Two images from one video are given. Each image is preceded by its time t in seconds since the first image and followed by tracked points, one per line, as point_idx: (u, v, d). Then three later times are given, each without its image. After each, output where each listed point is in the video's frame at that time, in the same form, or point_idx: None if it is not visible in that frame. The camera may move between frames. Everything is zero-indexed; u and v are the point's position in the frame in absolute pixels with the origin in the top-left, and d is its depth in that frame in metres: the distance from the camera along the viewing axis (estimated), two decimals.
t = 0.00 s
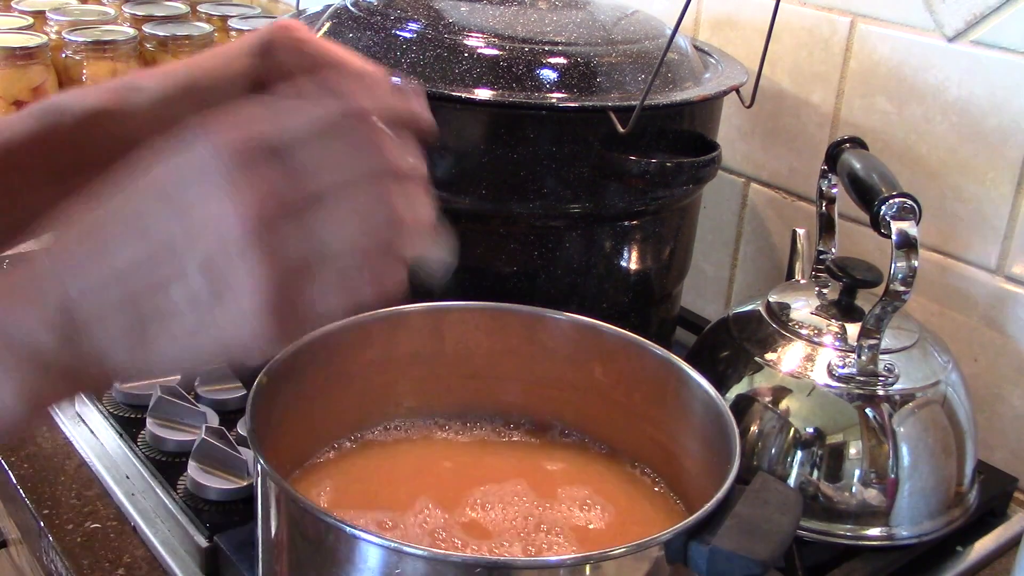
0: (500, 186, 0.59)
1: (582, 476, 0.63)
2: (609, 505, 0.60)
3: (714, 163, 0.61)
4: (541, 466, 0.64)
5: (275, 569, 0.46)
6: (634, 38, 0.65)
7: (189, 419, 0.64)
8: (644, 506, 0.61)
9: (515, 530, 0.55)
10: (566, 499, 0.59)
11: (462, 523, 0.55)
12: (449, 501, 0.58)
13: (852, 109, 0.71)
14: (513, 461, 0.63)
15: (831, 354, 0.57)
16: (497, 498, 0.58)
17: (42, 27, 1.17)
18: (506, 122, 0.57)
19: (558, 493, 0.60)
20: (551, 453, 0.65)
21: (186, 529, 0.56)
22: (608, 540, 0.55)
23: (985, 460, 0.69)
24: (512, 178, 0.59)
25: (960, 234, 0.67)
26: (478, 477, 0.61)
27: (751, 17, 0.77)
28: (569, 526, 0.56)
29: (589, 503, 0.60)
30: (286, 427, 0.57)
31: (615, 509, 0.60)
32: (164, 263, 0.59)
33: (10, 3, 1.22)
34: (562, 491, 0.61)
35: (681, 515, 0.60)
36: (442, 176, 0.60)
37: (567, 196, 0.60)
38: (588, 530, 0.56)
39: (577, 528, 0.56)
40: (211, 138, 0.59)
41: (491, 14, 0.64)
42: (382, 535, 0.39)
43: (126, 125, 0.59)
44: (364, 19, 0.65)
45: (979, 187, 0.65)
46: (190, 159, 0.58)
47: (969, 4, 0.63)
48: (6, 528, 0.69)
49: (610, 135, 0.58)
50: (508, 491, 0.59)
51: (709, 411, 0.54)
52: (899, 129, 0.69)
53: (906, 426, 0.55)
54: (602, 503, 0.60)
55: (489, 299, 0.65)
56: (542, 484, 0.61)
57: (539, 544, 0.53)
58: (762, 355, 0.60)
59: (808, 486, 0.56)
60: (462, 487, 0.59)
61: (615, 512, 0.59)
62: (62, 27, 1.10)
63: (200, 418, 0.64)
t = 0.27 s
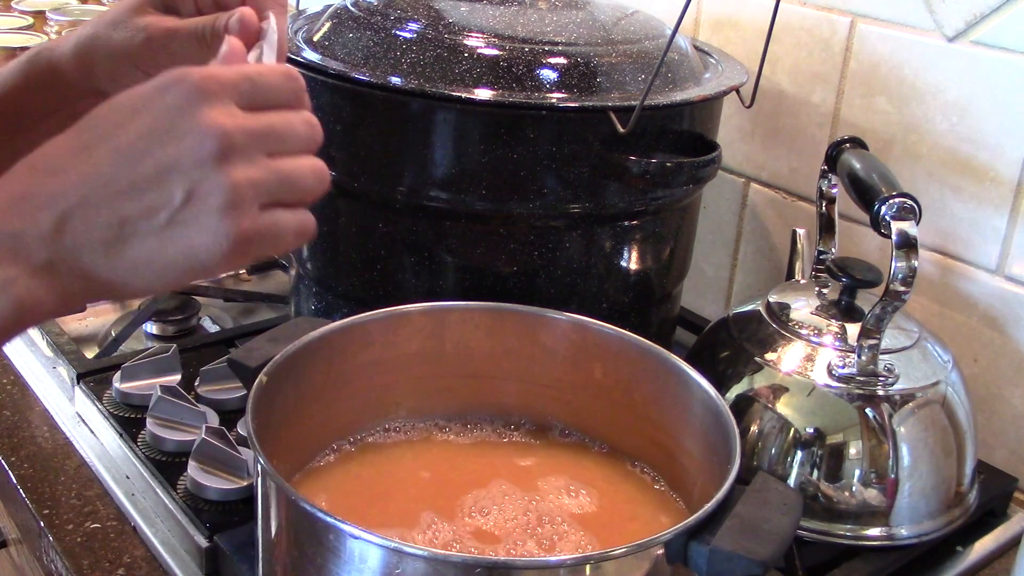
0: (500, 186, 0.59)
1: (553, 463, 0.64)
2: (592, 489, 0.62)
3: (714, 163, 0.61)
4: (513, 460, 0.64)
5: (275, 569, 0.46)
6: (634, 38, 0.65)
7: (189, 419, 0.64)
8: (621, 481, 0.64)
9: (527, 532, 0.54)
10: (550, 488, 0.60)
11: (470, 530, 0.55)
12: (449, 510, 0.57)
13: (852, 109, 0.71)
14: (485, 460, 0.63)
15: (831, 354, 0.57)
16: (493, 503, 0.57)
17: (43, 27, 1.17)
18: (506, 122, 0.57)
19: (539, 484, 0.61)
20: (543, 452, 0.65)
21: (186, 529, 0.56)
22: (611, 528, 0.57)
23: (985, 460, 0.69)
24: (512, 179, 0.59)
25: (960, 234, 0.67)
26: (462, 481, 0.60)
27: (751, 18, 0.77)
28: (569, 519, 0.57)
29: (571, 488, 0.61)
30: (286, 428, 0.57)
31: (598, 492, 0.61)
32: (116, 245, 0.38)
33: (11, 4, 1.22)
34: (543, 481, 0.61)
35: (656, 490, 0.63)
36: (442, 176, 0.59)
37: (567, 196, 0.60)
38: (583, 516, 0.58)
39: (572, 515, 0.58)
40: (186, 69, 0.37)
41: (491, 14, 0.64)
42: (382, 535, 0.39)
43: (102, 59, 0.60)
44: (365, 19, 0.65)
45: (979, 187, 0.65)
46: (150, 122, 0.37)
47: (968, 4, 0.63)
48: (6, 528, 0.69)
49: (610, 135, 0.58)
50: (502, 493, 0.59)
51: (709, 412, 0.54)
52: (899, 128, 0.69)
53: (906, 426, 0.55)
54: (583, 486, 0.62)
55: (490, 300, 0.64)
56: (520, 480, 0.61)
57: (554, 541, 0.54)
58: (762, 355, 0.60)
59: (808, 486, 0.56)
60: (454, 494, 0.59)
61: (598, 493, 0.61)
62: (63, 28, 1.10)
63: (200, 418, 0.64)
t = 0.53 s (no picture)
0: (500, 186, 0.59)
1: (510, 457, 0.64)
2: (564, 478, 0.62)
3: (714, 163, 0.61)
4: (473, 459, 0.63)
5: (275, 569, 0.46)
6: (634, 38, 0.65)
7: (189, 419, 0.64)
8: (587, 466, 0.65)
9: (523, 530, 0.55)
10: (522, 482, 0.61)
11: (466, 535, 0.54)
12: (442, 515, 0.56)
13: (852, 110, 0.71)
14: (446, 462, 0.62)
15: (831, 354, 0.57)
16: (476, 507, 0.57)
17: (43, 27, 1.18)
18: (507, 122, 0.57)
19: (508, 479, 0.61)
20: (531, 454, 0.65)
21: (186, 529, 0.56)
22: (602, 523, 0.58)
23: (985, 460, 0.69)
24: (512, 178, 0.59)
25: (960, 234, 0.67)
26: (441, 486, 0.59)
27: (751, 18, 0.77)
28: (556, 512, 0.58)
29: (540, 478, 0.62)
30: (286, 428, 0.57)
31: (569, 480, 0.62)
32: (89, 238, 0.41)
33: (11, 4, 1.23)
34: (512, 474, 0.62)
35: (623, 476, 0.64)
36: (442, 176, 0.59)
37: (567, 196, 0.60)
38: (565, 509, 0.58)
39: (552, 504, 0.59)
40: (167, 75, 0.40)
41: (491, 14, 0.64)
42: (382, 535, 0.39)
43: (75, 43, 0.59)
44: (365, 19, 0.65)
45: (979, 187, 0.65)
46: (138, 120, 0.39)
47: (968, 4, 0.63)
48: (6, 528, 0.69)
49: (610, 135, 0.58)
50: (485, 494, 0.58)
51: (709, 412, 0.54)
52: (899, 128, 0.69)
53: (906, 426, 0.55)
54: (553, 475, 0.63)
55: (490, 299, 0.64)
56: (490, 479, 0.61)
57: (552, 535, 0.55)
58: (762, 355, 0.60)
59: (808, 486, 0.56)
60: (439, 500, 0.58)
61: (568, 480, 0.62)
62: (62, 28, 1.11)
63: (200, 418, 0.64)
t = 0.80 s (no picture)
0: (500, 186, 0.59)
1: (474, 457, 0.63)
2: (536, 470, 0.63)
3: (714, 163, 0.61)
4: (440, 464, 0.62)
5: (275, 569, 0.46)
6: (634, 38, 0.65)
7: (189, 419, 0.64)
8: (558, 457, 0.65)
9: (522, 529, 0.55)
10: (498, 482, 0.60)
11: (469, 540, 0.53)
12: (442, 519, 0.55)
13: (852, 110, 0.71)
14: (414, 468, 0.61)
15: (831, 354, 0.57)
16: (469, 512, 0.56)
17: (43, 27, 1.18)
18: (507, 122, 0.57)
19: (482, 479, 0.60)
20: (528, 454, 0.65)
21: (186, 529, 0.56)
22: (606, 516, 0.58)
23: (985, 461, 0.69)
24: (512, 178, 0.59)
25: (960, 235, 0.67)
26: (428, 491, 0.59)
27: (751, 18, 0.77)
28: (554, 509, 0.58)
29: (512, 473, 0.62)
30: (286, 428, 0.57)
31: (542, 473, 0.63)
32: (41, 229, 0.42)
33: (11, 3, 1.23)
34: (486, 473, 0.61)
35: (594, 465, 0.65)
36: (442, 176, 0.59)
37: (567, 196, 0.60)
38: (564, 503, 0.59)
39: (537, 496, 0.59)
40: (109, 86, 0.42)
41: (491, 14, 0.64)
42: (382, 535, 0.39)
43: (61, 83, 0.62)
44: (365, 19, 0.65)
45: (979, 187, 0.65)
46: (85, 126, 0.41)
47: (969, 4, 0.63)
48: (6, 528, 0.69)
49: (610, 135, 0.58)
50: (474, 498, 0.58)
51: (709, 412, 0.54)
52: (899, 129, 0.69)
53: (906, 426, 0.55)
54: (524, 468, 0.63)
55: (490, 299, 0.64)
56: (466, 481, 0.60)
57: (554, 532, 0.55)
58: (762, 355, 0.60)
59: (808, 486, 0.56)
60: (430, 506, 0.57)
61: (541, 471, 0.63)
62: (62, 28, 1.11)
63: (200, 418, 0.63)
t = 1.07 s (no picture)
0: (500, 186, 0.59)
1: (446, 460, 0.63)
2: (515, 467, 0.63)
3: (714, 163, 0.61)
4: (415, 472, 0.61)
5: (275, 568, 0.46)
6: (634, 38, 0.65)
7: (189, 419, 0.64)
8: (529, 452, 0.65)
9: (531, 527, 0.55)
10: (484, 486, 0.60)
11: (482, 546, 0.53)
12: (446, 526, 0.55)
13: (851, 110, 0.71)
14: (386, 478, 0.60)
15: (831, 354, 0.57)
16: (472, 520, 0.55)
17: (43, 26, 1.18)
18: (507, 122, 0.57)
19: (466, 484, 0.60)
20: (527, 454, 0.65)
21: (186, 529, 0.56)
22: (609, 508, 0.59)
23: (985, 461, 0.69)
24: (512, 178, 0.59)
25: (960, 235, 0.67)
26: (422, 499, 0.58)
27: (751, 18, 0.77)
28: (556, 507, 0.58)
29: (492, 474, 0.61)
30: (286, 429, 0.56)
31: (522, 469, 0.63)
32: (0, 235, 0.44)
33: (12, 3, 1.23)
34: (466, 476, 0.61)
35: (569, 458, 0.65)
36: (442, 176, 0.59)
37: (567, 196, 0.60)
38: (566, 496, 0.60)
39: (529, 492, 0.59)
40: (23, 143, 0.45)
41: (491, 14, 0.64)
42: (382, 535, 0.39)
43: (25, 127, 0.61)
44: (365, 19, 0.65)
45: (979, 187, 0.65)
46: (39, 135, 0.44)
47: (969, 4, 0.63)
48: (6, 527, 0.69)
49: (610, 135, 0.58)
50: (467, 506, 0.57)
51: (709, 412, 0.54)
52: (899, 129, 0.69)
53: (906, 426, 0.55)
54: (501, 466, 0.63)
55: (490, 299, 0.64)
56: (451, 488, 0.59)
57: (563, 526, 0.56)
58: (762, 356, 0.60)
59: (808, 486, 0.56)
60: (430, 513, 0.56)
61: (519, 468, 0.63)
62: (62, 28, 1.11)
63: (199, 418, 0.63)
